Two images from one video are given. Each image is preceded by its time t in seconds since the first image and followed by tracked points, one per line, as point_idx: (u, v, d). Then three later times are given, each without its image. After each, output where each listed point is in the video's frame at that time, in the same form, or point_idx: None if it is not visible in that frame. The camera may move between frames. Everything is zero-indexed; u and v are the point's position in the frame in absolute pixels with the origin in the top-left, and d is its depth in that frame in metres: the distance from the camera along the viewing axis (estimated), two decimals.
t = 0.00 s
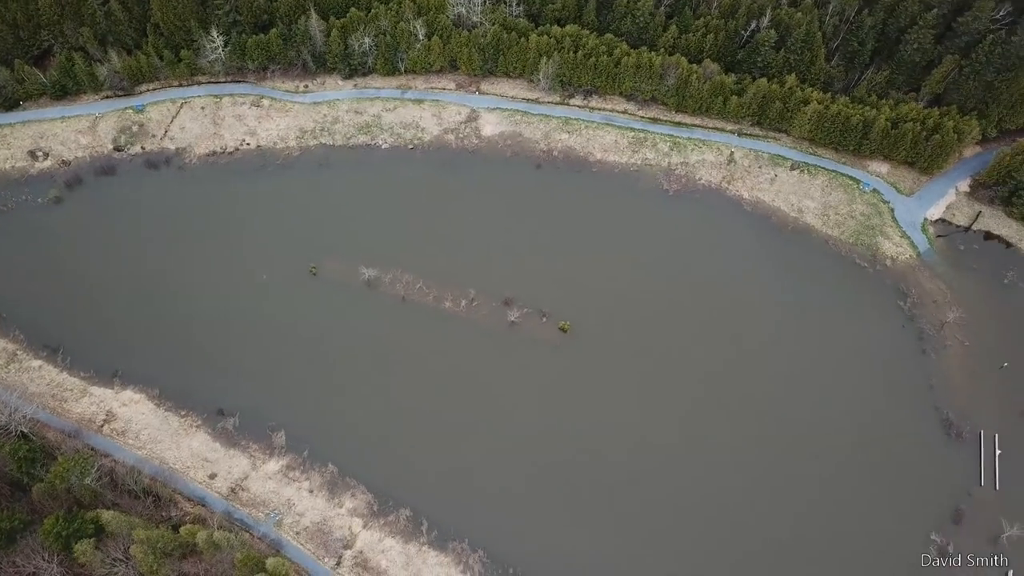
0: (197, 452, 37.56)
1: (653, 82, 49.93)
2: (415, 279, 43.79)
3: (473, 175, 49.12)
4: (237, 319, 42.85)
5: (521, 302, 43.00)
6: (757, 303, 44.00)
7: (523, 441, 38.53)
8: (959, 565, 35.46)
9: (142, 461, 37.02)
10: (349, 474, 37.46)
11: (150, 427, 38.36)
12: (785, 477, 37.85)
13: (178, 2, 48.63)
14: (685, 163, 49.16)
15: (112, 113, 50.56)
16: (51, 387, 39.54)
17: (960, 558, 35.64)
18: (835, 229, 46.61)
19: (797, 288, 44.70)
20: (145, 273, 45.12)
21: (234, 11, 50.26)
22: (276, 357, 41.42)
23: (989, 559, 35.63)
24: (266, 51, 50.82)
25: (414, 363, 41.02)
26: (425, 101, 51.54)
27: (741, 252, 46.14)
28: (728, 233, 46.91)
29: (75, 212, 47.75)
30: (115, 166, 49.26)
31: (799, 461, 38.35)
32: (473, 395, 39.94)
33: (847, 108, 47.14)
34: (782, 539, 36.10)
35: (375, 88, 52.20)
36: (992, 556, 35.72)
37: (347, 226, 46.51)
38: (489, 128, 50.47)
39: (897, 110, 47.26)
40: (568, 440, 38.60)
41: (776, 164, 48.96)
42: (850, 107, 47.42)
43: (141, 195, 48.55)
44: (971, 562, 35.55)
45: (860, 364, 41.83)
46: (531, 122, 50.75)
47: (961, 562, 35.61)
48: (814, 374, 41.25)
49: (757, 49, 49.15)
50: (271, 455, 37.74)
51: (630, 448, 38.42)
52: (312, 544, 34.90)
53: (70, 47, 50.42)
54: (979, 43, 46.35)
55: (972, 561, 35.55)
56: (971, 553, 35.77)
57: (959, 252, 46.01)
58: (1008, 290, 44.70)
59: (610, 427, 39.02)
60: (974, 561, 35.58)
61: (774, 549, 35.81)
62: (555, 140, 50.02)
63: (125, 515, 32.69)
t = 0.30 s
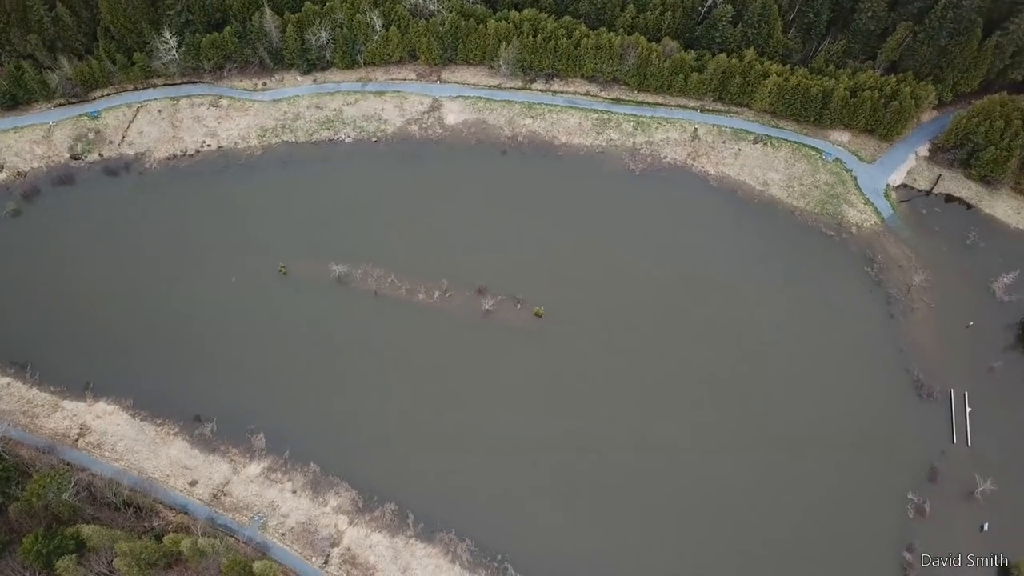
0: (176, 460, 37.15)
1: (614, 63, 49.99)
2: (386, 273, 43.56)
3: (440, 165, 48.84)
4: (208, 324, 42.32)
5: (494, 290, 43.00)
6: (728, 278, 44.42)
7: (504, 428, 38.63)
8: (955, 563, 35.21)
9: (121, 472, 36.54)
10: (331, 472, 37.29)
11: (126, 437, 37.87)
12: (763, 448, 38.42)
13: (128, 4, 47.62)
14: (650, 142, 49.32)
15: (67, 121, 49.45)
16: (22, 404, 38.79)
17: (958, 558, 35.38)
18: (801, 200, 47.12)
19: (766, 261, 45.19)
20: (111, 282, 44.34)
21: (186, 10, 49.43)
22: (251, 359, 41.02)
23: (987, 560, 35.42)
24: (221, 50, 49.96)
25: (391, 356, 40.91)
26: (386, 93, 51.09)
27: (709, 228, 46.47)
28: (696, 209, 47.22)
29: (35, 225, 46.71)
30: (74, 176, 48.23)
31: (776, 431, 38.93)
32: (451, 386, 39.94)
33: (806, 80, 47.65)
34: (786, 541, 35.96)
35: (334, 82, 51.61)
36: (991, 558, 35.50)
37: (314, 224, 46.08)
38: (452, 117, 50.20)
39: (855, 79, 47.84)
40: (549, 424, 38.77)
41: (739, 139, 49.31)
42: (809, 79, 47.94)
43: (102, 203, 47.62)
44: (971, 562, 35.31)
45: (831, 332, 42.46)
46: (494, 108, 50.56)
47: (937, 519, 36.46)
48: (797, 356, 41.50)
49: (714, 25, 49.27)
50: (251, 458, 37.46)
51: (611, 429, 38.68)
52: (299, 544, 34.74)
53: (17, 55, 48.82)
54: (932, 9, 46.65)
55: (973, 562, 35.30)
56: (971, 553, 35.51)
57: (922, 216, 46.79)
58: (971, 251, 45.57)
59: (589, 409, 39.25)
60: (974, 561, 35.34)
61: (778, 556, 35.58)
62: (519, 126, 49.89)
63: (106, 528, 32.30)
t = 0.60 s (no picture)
0: (156, 469, 36.75)
1: (572, 45, 49.94)
2: (357, 268, 43.24)
3: (404, 156, 48.51)
4: (180, 330, 41.75)
5: (467, 280, 42.93)
6: (698, 253, 44.73)
7: (485, 416, 38.66)
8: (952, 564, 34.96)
9: (100, 486, 36.07)
10: (315, 471, 37.10)
11: (103, 450, 37.36)
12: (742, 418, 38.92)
13: (75, 10, 46.17)
14: (613, 122, 49.39)
15: (20, 133, 48.25)
16: None
17: (958, 557, 35.10)
18: (765, 172, 47.55)
19: (734, 234, 45.57)
20: (76, 294, 43.48)
21: (136, 13, 48.06)
22: (225, 363, 40.57)
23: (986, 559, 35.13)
24: (174, 52, 49.11)
25: (368, 352, 40.72)
26: (346, 87, 50.53)
27: (677, 204, 46.74)
28: (662, 187, 47.42)
29: None
30: (31, 188, 47.14)
31: (754, 402, 39.42)
32: (430, 377, 39.90)
33: (763, 52, 48.05)
34: (788, 538, 35.76)
35: (293, 78, 50.97)
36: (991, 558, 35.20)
37: (281, 223, 45.57)
38: (414, 108, 49.84)
39: (811, 49, 48.31)
40: (530, 410, 38.87)
41: (702, 114, 49.58)
42: (766, 51, 48.36)
43: (62, 215, 46.61)
44: (971, 562, 35.00)
45: (802, 302, 43.01)
46: (455, 97, 50.29)
47: (914, 478, 37.28)
48: (767, 326, 42.06)
49: (670, 2, 49.42)
50: (232, 463, 37.16)
51: (591, 411, 38.89)
52: (286, 546, 34.60)
53: None
54: None
55: (973, 562, 35.00)
56: (971, 553, 35.22)
57: (884, 181, 47.49)
58: (932, 213, 46.39)
59: (569, 391, 39.43)
60: (974, 561, 35.03)
61: (782, 557, 35.31)
62: (482, 113, 49.70)
63: (88, 544, 31.91)
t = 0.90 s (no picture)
0: (138, 479, 36.35)
1: (533, 29, 49.81)
2: (329, 266, 42.90)
3: (371, 150, 48.09)
4: (153, 338, 41.15)
5: (442, 271, 42.81)
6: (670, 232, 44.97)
7: (467, 407, 38.69)
8: (955, 567, 34.54)
9: (81, 500, 35.58)
10: (299, 472, 36.93)
11: (82, 463, 36.85)
12: (721, 392, 39.32)
13: (24, 17, 45.11)
14: (578, 106, 49.37)
15: None
16: None
17: (958, 561, 34.70)
18: (731, 147, 47.83)
19: (705, 211, 45.85)
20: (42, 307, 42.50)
21: (88, 17, 47.02)
22: (202, 369, 40.09)
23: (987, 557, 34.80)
24: (130, 56, 48.19)
25: (347, 349, 40.51)
26: (307, 83, 49.95)
27: (647, 184, 46.86)
28: (631, 168, 47.49)
29: None
30: None
31: (733, 376, 39.82)
32: (410, 371, 39.84)
33: (723, 28, 48.32)
34: (779, 517, 36.11)
35: (252, 77, 50.27)
36: (992, 556, 34.86)
37: (249, 224, 45.05)
38: (378, 101, 49.41)
39: (770, 23, 48.66)
40: (512, 397, 38.97)
41: (666, 93, 49.77)
42: (726, 26, 48.64)
43: (23, 227, 45.44)
44: (974, 562, 34.67)
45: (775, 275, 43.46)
46: (418, 87, 49.93)
47: (891, 441, 38.03)
48: (741, 300, 42.41)
49: None
50: (215, 468, 36.86)
51: (572, 395, 39.08)
52: (274, 548, 34.45)
53: None
54: None
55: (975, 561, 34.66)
56: (973, 553, 34.93)
57: (848, 150, 48.05)
58: (897, 179, 47.05)
59: (549, 376, 39.58)
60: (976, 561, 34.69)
61: (778, 539, 35.57)
62: (446, 102, 49.42)
63: (72, 558, 31.42)
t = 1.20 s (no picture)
0: (121, 491, 35.98)
1: (494, 16, 49.56)
2: (302, 264, 42.55)
3: (338, 146, 47.60)
4: (127, 348, 40.58)
5: (416, 264, 42.67)
6: (642, 211, 45.14)
7: (450, 398, 38.70)
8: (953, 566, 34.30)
9: (64, 515, 35.15)
10: (284, 472, 36.75)
11: (63, 478, 36.38)
12: (701, 367, 39.67)
13: None
14: (544, 90, 49.23)
15: None
16: None
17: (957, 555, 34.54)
18: (698, 124, 48.01)
19: (675, 189, 46.05)
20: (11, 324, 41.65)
21: (39, 24, 45.92)
22: (179, 376, 39.66)
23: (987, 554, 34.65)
24: (85, 61, 47.10)
25: (325, 347, 40.27)
26: (269, 81, 49.29)
27: (616, 165, 46.93)
28: (600, 150, 47.49)
29: None
30: None
31: (711, 352, 40.16)
32: (390, 365, 39.72)
33: (684, 5, 48.41)
34: (763, 487, 36.63)
35: (213, 77, 49.49)
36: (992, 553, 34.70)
37: (219, 226, 44.51)
38: (342, 95, 48.88)
39: None
40: (494, 385, 39.05)
41: (630, 73, 49.82)
42: (687, 3, 48.75)
43: None
44: (971, 561, 34.38)
45: (747, 249, 43.84)
46: (382, 80, 49.48)
47: (868, 406, 38.68)
48: (716, 276, 42.76)
49: None
50: (199, 475, 36.58)
51: (553, 379, 39.20)
52: (264, 550, 34.32)
53: None
54: None
55: (972, 561, 34.37)
56: (971, 552, 34.63)
57: (813, 121, 48.46)
58: (862, 148, 47.58)
59: (530, 362, 39.64)
60: (973, 560, 34.41)
61: (763, 508, 36.10)
62: (411, 93, 49.02)
63: None
